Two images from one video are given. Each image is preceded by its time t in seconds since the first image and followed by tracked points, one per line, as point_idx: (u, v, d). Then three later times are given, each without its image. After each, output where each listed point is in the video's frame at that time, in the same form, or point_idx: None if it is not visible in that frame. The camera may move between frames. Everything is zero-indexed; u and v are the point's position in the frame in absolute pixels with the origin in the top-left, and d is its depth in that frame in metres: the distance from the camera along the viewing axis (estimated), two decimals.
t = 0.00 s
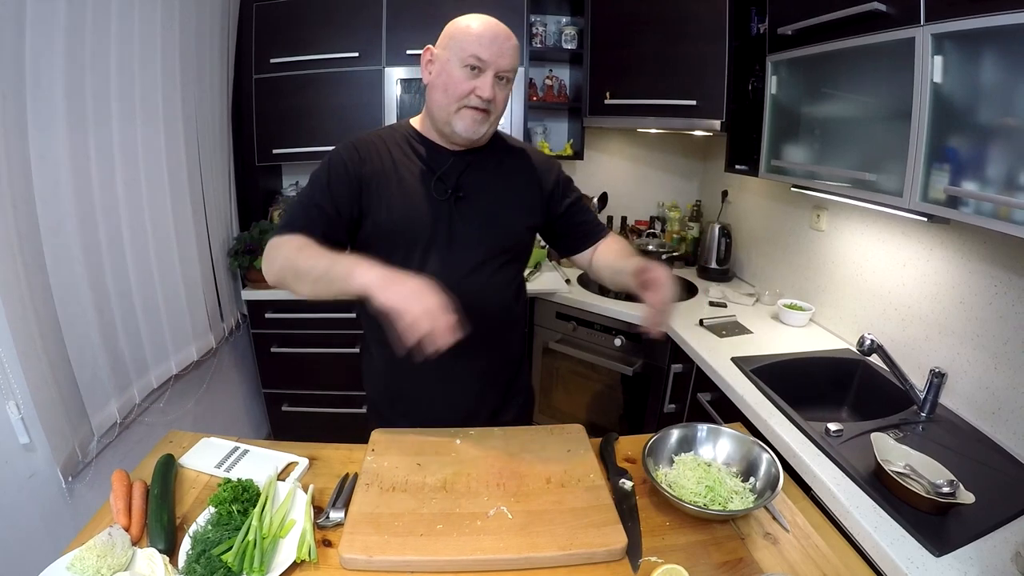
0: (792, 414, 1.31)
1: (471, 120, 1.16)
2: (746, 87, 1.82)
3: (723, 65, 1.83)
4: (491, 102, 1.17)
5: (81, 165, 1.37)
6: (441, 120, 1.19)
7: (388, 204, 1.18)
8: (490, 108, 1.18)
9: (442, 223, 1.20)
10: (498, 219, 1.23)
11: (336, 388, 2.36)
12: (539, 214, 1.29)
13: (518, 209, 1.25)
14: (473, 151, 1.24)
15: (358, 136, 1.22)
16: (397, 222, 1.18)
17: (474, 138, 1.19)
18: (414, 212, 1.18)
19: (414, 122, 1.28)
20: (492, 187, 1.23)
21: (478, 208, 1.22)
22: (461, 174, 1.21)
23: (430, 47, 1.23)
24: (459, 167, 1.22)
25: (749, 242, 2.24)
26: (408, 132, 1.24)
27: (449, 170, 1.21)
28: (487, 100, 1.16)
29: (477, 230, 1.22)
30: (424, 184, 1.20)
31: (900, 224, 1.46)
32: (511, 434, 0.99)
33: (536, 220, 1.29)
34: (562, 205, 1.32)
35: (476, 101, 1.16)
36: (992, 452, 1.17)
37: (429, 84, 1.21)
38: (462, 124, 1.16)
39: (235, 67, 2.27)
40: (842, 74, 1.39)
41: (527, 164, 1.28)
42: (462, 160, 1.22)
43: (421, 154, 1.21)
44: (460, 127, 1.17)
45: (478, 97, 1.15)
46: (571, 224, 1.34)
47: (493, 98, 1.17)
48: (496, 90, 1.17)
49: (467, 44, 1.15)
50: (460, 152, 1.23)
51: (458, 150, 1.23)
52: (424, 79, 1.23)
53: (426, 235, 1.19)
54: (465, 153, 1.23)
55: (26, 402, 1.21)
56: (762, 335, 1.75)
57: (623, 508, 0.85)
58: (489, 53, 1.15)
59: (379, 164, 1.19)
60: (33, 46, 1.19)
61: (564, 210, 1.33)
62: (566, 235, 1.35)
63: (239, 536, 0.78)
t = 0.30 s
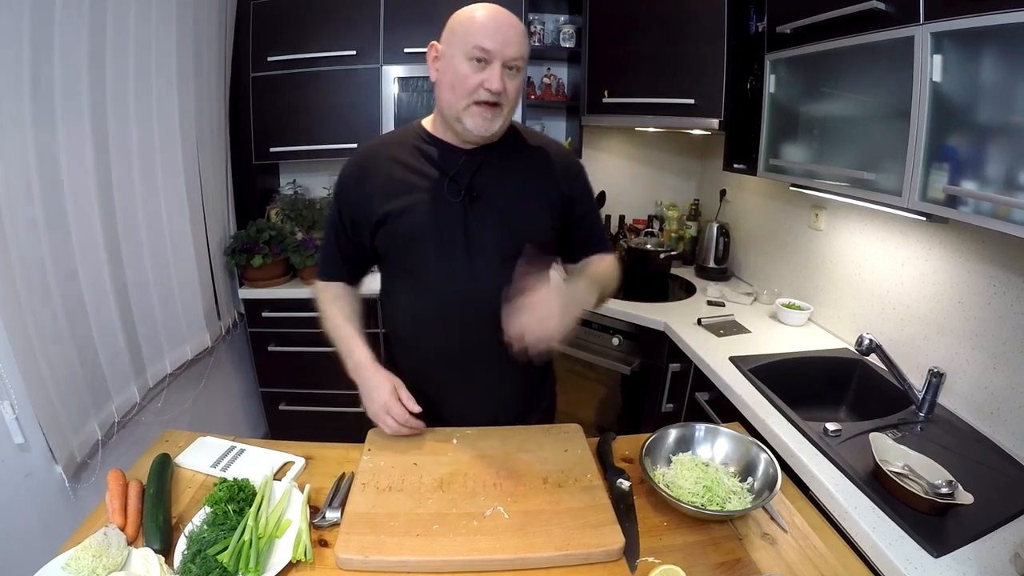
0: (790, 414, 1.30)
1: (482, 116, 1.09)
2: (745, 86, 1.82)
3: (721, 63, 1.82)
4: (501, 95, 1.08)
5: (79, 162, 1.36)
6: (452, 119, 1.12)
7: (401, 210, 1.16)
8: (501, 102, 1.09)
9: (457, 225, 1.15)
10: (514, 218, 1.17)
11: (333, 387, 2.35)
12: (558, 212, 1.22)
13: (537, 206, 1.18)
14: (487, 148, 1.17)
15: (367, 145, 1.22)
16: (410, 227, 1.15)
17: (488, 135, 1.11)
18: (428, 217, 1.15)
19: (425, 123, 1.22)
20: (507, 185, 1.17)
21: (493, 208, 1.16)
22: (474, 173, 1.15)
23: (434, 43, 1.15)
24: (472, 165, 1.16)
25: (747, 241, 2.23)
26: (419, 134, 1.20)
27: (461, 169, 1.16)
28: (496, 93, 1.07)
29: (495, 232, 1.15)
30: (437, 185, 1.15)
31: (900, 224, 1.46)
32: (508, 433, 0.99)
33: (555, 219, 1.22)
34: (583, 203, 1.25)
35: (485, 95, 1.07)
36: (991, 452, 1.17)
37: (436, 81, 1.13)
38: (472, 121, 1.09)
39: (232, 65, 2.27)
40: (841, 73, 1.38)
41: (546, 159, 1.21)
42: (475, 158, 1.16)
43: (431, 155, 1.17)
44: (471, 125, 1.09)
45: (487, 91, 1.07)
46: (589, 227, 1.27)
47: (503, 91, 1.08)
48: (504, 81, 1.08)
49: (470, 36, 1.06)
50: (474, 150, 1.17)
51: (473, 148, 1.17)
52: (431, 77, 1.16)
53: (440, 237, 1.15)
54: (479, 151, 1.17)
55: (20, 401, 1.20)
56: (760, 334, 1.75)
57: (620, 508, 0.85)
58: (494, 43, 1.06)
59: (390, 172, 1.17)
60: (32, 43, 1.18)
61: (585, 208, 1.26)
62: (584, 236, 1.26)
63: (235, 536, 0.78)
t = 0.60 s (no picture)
0: (790, 415, 1.30)
1: (501, 117, 1.07)
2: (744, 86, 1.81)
3: (722, 63, 1.82)
4: (519, 95, 1.06)
5: (80, 161, 1.36)
6: (471, 121, 1.11)
7: (418, 208, 1.16)
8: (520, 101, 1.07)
9: (471, 225, 1.14)
10: (531, 218, 1.14)
11: (332, 387, 2.35)
12: (579, 213, 1.17)
13: (556, 206, 1.15)
14: (506, 148, 1.15)
15: (390, 144, 1.23)
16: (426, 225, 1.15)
17: (507, 135, 1.09)
18: (443, 216, 1.14)
19: (447, 123, 1.22)
20: (524, 185, 1.14)
21: (510, 207, 1.14)
22: (490, 171, 1.14)
23: (452, 44, 1.15)
24: (489, 163, 1.14)
25: (747, 241, 2.23)
26: (440, 133, 1.19)
27: (479, 167, 1.14)
28: (515, 93, 1.05)
29: (510, 232, 1.13)
30: (454, 184, 1.15)
31: (900, 224, 1.46)
32: (507, 433, 0.98)
33: (577, 218, 1.17)
34: (610, 202, 1.19)
35: (503, 96, 1.05)
36: (991, 453, 1.17)
37: (455, 83, 1.13)
38: (491, 122, 1.07)
39: (232, 64, 2.26)
40: (842, 74, 1.38)
41: (570, 159, 1.17)
42: (494, 157, 1.15)
43: (451, 154, 1.16)
44: (490, 126, 1.08)
45: (504, 92, 1.05)
46: (618, 227, 1.18)
47: (521, 90, 1.06)
48: (523, 81, 1.06)
49: (487, 36, 1.05)
50: (493, 149, 1.16)
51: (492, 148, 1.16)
52: (450, 79, 1.15)
53: (453, 236, 1.14)
54: (499, 151, 1.15)
55: (17, 401, 1.19)
56: (760, 334, 1.75)
57: (620, 508, 0.85)
58: (511, 42, 1.04)
59: (409, 170, 1.17)
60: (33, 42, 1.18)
61: (613, 207, 1.19)
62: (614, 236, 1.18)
63: (234, 536, 0.78)
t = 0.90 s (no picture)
0: (790, 413, 1.30)
1: (519, 108, 1.07)
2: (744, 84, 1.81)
3: (721, 62, 1.82)
4: (537, 86, 1.06)
5: (81, 161, 1.36)
6: (489, 113, 1.11)
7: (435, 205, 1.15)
8: (537, 93, 1.07)
9: (488, 223, 1.13)
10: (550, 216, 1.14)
11: (332, 387, 2.35)
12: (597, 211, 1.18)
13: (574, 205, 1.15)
14: (525, 145, 1.15)
15: (408, 141, 1.22)
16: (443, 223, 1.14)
17: (525, 127, 1.09)
18: (460, 214, 1.13)
19: (464, 120, 1.21)
20: (543, 182, 1.15)
21: (529, 205, 1.14)
22: (510, 168, 1.14)
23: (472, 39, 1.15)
24: (508, 160, 1.14)
25: (747, 240, 2.23)
26: (458, 129, 1.18)
27: (498, 164, 1.14)
28: (532, 84, 1.05)
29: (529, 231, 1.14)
30: (473, 181, 1.14)
31: (900, 223, 1.46)
32: (507, 433, 0.98)
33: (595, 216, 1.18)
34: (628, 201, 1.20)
35: (521, 86, 1.05)
36: (991, 451, 1.17)
37: (473, 77, 1.13)
38: (508, 113, 1.07)
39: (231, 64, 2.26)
40: (842, 73, 1.38)
41: (587, 158, 1.19)
42: (513, 154, 1.14)
43: (469, 151, 1.16)
44: (507, 117, 1.08)
45: (522, 82, 1.05)
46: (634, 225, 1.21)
47: (539, 82, 1.06)
48: (540, 73, 1.06)
49: (505, 28, 1.05)
50: (513, 144, 1.15)
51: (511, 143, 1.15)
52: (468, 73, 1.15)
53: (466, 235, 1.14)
54: (518, 146, 1.15)
55: (16, 402, 1.19)
56: (759, 333, 1.75)
57: (620, 507, 0.85)
58: (529, 34, 1.04)
59: (426, 166, 1.16)
60: (33, 41, 1.17)
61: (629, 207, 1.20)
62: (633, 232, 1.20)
63: (234, 536, 0.78)
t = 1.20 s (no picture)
0: (790, 414, 1.30)
1: (530, 106, 1.07)
2: (745, 85, 1.81)
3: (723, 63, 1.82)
4: (548, 84, 1.06)
5: (81, 161, 1.35)
6: (500, 111, 1.10)
7: (446, 207, 1.14)
8: (549, 91, 1.07)
9: (494, 224, 1.13)
10: (559, 216, 1.14)
11: (332, 386, 2.35)
12: (605, 211, 1.18)
13: (581, 205, 1.15)
14: (534, 145, 1.15)
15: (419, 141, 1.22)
16: (447, 223, 1.15)
17: (536, 125, 1.09)
18: (471, 215, 1.13)
19: (474, 120, 1.21)
20: (551, 182, 1.14)
21: (538, 206, 1.13)
22: (519, 169, 1.14)
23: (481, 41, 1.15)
24: (518, 161, 1.14)
25: (747, 241, 2.23)
26: (469, 131, 1.18)
27: (507, 165, 1.14)
28: (544, 82, 1.05)
29: (537, 231, 1.14)
30: (482, 182, 1.14)
31: (900, 224, 1.46)
32: (507, 434, 0.98)
33: (604, 217, 1.18)
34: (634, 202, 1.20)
35: (532, 84, 1.05)
36: (991, 453, 1.17)
37: (483, 76, 1.13)
38: (519, 110, 1.07)
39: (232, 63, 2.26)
40: (843, 74, 1.38)
41: (596, 157, 1.17)
42: (522, 154, 1.14)
43: (479, 152, 1.15)
44: (518, 114, 1.07)
45: (534, 80, 1.05)
46: (644, 225, 1.21)
47: (550, 80, 1.06)
48: (552, 71, 1.06)
49: (516, 27, 1.05)
50: (523, 145, 1.15)
51: (522, 143, 1.15)
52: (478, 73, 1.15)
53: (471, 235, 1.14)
54: (528, 147, 1.15)
55: (16, 401, 1.19)
56: (759, 334, 1.75)
57: (620, 508, 0.85)
58: (540, 32, 1.04)
59: (437, 167, 1.16)
60: (32, 41, 1.17)
61: (638, 207, 1.20)
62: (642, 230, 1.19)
63: (234, 536, 0.78)
